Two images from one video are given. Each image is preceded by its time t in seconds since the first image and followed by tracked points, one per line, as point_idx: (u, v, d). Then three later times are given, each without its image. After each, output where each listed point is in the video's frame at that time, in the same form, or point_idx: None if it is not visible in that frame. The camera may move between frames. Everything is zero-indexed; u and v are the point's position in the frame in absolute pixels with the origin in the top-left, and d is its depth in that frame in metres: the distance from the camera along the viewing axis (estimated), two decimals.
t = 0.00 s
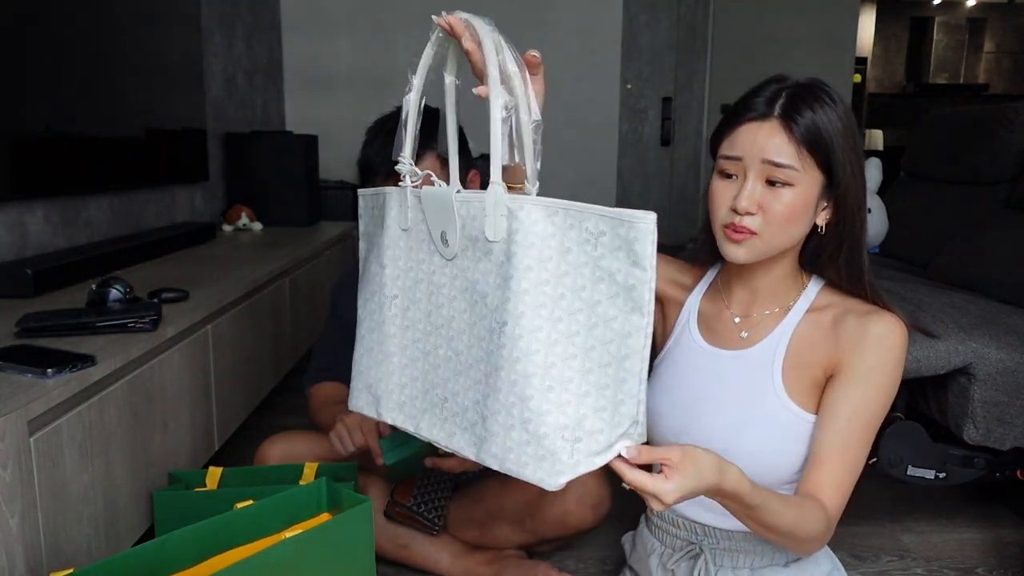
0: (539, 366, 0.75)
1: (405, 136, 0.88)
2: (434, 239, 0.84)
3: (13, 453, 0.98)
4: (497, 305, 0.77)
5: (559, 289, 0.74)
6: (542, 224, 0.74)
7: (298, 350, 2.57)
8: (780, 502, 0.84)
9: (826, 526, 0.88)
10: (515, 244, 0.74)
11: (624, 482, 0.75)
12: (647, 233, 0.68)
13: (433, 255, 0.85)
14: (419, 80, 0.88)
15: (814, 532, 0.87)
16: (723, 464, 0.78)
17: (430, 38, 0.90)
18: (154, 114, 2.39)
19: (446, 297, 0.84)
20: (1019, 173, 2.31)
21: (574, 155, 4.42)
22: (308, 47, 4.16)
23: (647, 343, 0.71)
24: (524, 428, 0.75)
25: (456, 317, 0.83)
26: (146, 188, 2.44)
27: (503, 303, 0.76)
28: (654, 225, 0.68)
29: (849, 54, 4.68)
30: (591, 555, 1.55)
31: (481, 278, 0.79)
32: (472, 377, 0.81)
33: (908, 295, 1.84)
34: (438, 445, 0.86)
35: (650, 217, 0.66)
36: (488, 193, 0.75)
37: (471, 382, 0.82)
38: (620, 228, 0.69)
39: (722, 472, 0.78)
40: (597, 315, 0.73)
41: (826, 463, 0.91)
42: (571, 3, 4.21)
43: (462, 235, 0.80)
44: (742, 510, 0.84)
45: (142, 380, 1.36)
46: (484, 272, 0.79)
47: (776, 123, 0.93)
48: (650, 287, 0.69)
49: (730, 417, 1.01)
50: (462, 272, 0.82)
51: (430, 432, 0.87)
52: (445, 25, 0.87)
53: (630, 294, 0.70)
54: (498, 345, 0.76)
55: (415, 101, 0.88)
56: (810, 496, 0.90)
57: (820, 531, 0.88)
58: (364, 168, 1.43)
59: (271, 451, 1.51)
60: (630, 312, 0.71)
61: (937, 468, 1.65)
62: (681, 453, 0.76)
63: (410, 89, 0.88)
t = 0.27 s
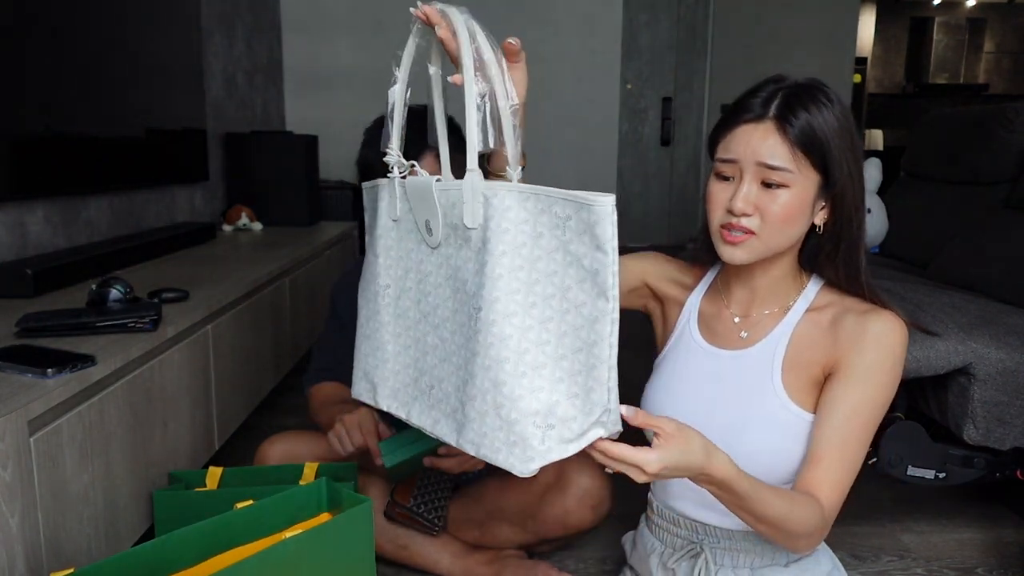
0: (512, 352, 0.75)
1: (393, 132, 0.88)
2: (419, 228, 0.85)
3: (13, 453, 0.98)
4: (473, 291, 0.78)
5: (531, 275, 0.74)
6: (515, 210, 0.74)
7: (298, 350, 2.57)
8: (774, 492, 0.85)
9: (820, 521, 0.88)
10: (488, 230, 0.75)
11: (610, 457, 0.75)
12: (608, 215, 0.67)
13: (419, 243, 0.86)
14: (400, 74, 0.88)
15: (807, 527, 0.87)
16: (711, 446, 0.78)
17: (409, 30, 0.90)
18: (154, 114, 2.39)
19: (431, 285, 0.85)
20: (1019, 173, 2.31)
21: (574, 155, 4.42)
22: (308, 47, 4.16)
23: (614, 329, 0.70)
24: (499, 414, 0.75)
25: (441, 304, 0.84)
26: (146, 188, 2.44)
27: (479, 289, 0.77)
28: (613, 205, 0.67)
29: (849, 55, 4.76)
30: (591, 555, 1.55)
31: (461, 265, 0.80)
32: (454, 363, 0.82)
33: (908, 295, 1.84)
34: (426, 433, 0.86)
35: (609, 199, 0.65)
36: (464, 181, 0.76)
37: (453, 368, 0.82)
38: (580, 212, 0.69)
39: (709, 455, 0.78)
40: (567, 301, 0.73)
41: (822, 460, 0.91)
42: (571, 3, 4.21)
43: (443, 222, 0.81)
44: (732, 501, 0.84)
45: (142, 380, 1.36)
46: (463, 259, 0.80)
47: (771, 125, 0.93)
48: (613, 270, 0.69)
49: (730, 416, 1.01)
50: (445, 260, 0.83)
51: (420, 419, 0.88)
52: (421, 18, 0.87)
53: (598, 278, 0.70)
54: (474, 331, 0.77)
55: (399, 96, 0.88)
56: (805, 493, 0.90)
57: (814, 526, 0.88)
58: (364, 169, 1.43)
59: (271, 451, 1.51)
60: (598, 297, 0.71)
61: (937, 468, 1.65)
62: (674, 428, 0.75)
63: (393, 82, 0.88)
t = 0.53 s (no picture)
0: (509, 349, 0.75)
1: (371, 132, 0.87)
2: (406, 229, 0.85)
3: (13, 453, 0.98)
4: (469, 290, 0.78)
5: (526, 272, 0.75)
6: (507, 208, 0.74)
7: (298, 350, 2.57)
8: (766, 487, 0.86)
9: (816, 518, 0.88)
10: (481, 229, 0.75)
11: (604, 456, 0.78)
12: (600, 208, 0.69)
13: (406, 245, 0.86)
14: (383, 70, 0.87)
15: (808, 525, 0.88)
16: (697, 439, 0.80)
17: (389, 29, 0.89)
18: (154, 114, 2.39)
19: (421, 286, 0.85)
20: (1018, 173, 2.32)
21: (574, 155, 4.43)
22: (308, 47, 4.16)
23: (611, 321, 0.71)
24: (496, 412, 0.75)
25: (432, 304, 0.84)
26: (146, 188, 2.44)
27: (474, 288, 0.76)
28: (606, 201, 0.69)
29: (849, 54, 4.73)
30: (591, 555, 1.55)
31: (454, 265, 0.80)
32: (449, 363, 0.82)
33: (908, 295, 1.84)
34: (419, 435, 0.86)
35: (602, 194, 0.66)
36: (455, 180, 0.76)
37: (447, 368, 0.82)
38: (576, 208, 0.70)
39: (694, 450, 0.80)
40: (562, 296, 0.74)
41: (819, 459, 0.91)
42: (572, 3, 4.21)
43: (433, 222, 0.81)
44: (720, 495, 0.86)
45: (142, 380, 1.36)
46: (456, 259, 0.80)
47: (765, 124, 0.93)
48: (607, 265, 0.70)
49: (727, 415, 1.01)
50: (436, 260, 0.82)
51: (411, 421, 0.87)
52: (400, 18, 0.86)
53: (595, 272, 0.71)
54: (470, 330, 0.77)
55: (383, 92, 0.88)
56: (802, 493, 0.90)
57: (811, 524, 0.88)
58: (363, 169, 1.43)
59: (271, 451, 1.51)
60: (594, 291, 0.71)
61: (937, 468, 1.65)
62: (658, 425, 0.78)
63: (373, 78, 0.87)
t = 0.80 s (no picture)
0: (516, 343, 0.76)
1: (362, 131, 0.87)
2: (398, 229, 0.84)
3: (13, 453, 0.98)
4: (472, 286, 0.78)
5: (532, 265, 0.75)
6: (512, 202, 0.75)
7: (298, 350, 2.57)
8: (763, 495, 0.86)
9: (813, 523, 0.89)
10: (486, 225, 0.75)
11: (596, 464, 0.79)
12: (613, 197, 0.70)
13: (398, 245, 0.85)
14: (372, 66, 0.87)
15: (806, 529, 0.88)
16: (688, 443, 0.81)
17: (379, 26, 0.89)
18: (154, 114, 2.39)
19: (416, 287, 0.84)
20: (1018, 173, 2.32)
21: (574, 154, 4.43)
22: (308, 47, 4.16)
23: (622, 310, 0.72)
24: (506, 406, 0.76)
25: (428, 305, 0.83)
26: (146, 188, 2.44)
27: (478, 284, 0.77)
28: (620, 189, 0.70)
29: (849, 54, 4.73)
30: (591, 555, 1.55)
31: (454, 263, 0.80)
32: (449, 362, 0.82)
33: (909, 295, 1.84)
34: (415, 439, 0.85)
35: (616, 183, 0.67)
36: (456, 176, 0.76)
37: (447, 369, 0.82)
38: (586, 198, 0.71)
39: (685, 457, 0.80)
40: (570, 288, 0.74)
41: (816, 462, 0.91)
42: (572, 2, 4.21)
43: (430, 220, 0.80)
44: (710, 500, 0.86)
45: (142, 380, 1.36)
46: (457, 256, 0.80)
47: (768, 121, 0.93)
48: (620, 253, 0.71)
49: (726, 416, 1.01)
50: (432, 260, 0.82)
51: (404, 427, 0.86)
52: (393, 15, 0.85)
53: (603, 262, 0.72)
54: (477, 327, 0.77)
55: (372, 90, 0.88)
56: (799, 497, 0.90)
57: (805, 531, 0.89)
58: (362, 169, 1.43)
59: (271, 451, 1.51)
60: (602, 281, 0.72)
61: (937, 468, 1.65)
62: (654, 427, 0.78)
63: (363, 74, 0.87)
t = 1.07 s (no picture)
0: (520, 345, 0.76)
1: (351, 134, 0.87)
2: (394, 234, 0.83)
3: (13, 453, 0.98)
4: (474, 290, 0.78)
5: (535, 267, 0.76)
6: (515, 205, 0.75)
7: (298, 349, 2.57)
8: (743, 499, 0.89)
9: (797, 527, 0.91)
10: (489, 228, 0.76)
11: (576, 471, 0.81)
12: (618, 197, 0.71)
13: (392, 250, 0.84)
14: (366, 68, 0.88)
15: (789, 531, 0.91)
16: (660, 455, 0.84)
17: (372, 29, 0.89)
18: (154, 114, 2.39)
19: (413, 292, 0.84)
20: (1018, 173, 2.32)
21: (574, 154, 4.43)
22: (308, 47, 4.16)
23: (627, 310, 0.73)
24: (512, 407, 0.77)
25: (425, 310, 0.83)
26: (146, 188, 2.44)
27: (481, 288, 0.77)
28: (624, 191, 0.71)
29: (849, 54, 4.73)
30: (592, 555, 1.55)
31: (454, 267, 0.80)
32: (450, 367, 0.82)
33: (908, 295, 1.84)
34: (415, 445, 0.85)
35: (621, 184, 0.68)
36: (457, 179, 0.76)
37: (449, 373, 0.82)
38: (591, 199, 0.72)
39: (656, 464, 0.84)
40: (574, 288, 0.75)
41: (808, 464, 0.92)
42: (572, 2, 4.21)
43: (428, 224, 0.80)
44: (693, 509, 0.89)
45: (142, 380, 1.36)
46: (457, 260, 0.80)
47: (781, 118, 0.94)
48: (625, 255, 0.72)
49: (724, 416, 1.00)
50: (430, 264, 0.82)
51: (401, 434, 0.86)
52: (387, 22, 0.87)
53: (608, 258, 0.73)
54: (482, 331, 0.77)
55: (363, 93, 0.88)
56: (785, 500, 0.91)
57: (784, 535, 0.91)
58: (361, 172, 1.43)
59: (271, 451, 1.51)
60: (605, 281, 0.73)
61: (937, 468, 1.65)
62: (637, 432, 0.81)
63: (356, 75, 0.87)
